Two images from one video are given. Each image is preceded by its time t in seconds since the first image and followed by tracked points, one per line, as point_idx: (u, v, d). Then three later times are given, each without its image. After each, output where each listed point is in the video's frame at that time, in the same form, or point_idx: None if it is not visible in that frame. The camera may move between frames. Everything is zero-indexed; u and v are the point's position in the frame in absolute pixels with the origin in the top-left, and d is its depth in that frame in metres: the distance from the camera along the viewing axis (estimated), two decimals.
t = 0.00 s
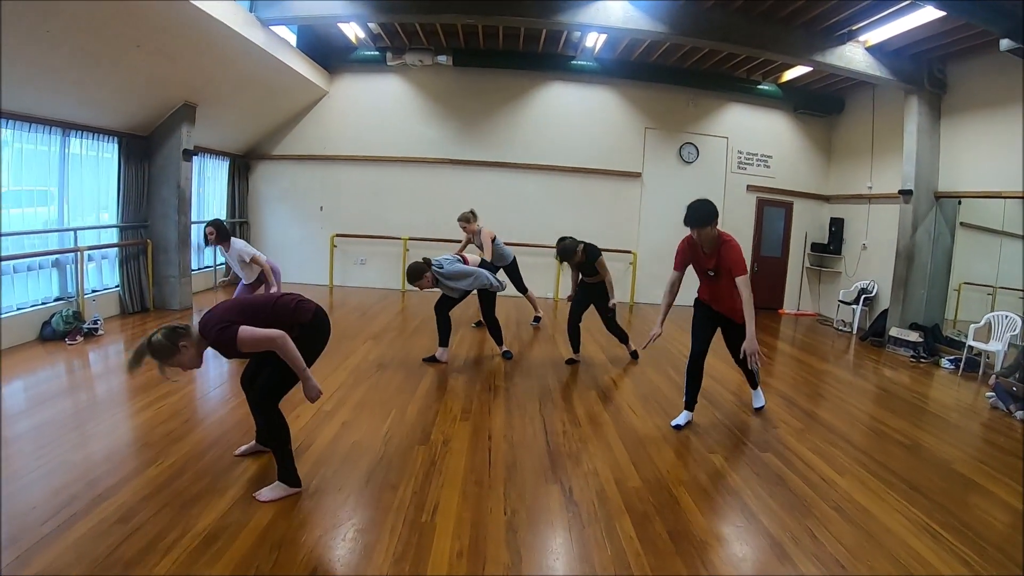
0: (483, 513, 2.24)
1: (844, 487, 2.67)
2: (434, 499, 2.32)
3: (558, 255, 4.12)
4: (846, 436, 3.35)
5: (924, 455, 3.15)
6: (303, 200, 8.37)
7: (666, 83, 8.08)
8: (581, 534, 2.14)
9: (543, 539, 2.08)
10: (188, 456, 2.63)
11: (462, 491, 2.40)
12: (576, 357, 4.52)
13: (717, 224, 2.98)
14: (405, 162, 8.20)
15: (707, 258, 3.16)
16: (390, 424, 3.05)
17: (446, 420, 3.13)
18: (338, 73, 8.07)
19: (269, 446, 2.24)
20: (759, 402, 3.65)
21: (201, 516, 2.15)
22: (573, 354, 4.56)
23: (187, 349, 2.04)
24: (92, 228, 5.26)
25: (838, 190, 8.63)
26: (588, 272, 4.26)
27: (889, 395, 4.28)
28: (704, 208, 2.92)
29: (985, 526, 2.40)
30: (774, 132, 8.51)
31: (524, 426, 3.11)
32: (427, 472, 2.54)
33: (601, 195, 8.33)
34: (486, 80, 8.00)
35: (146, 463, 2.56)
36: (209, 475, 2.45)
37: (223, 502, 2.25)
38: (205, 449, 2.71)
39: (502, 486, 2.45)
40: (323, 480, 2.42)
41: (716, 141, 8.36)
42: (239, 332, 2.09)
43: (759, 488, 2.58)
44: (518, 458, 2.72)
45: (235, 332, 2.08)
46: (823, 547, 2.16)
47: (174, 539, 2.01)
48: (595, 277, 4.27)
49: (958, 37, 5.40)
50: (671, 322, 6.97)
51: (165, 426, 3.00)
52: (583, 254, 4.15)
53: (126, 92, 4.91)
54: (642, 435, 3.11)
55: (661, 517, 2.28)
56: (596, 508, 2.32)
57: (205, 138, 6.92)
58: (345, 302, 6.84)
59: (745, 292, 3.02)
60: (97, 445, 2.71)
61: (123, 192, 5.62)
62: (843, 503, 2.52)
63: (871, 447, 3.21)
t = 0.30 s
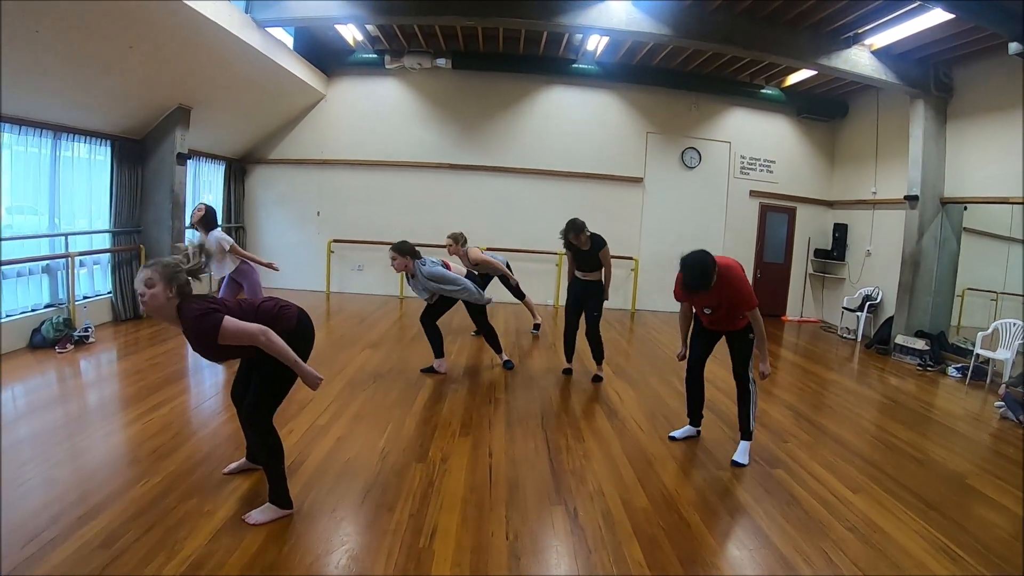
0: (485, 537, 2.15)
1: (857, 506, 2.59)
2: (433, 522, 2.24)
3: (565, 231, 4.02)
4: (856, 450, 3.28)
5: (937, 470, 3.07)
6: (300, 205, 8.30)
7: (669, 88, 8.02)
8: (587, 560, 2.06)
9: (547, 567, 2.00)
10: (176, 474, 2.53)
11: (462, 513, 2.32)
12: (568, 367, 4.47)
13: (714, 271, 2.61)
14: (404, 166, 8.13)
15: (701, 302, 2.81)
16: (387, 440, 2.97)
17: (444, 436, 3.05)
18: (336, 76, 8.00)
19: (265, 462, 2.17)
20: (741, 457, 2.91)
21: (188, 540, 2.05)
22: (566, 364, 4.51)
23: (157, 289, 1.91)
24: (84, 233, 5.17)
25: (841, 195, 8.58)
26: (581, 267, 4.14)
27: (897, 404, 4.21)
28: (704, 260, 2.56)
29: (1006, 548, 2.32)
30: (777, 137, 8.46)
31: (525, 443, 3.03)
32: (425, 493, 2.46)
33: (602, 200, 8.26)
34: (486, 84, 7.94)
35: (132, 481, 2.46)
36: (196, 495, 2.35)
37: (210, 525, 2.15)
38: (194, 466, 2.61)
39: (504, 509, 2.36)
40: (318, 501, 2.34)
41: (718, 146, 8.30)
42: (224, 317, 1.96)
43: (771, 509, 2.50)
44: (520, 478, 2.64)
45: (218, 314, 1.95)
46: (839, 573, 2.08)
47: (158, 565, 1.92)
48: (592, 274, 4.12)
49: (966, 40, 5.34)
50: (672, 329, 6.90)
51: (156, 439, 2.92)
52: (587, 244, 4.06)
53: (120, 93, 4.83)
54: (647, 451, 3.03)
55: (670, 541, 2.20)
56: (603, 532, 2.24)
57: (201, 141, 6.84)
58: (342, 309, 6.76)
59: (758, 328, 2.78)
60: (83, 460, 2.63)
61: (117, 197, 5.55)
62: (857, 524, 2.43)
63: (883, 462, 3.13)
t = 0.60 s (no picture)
0: (486, 560, 2.08)
1: (870, 523, 2.53)
2: (431, 543, 2.17)
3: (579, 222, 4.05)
4: (864, 462, 3.22)
5: (949, 482, 3.01)
6: (296, 210, 8.24)
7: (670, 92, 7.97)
8: None
9: None
10: (164, 490, 2.46)
11: (462, 533, 2.25)
12: (566, 376, 4.44)
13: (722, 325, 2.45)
14: (403, 170, 8.07)
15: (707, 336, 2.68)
16: (382, 455, 2.90)
17: (443, 451, 2.99)
18: (334, 79, 7.95)
19: (258, 481, 2.11)
20: (746, 471, 2.86)
21: (174, 562, 1.98)
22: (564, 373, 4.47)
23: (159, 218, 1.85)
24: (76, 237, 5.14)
25: (843, 201, 8.55)
26: (581, 266, 4.09)
27: (903, 413, 4.15)
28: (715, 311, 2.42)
29: None
30: (779, 142, 8.42)
31: (525, 458, 2.97)
32: (423, 512, 2.39)
33: (603, 205, 8.21)
34: (485, 88, 7.89)
35: (119, 498, 2.39)
36: (184, 514, 2.29)
37: (198, 546, 2.09)
38: (183, 482, 2.54)
39: (505, 529, 2.30)
40: (312, 521, 2.28)
41: (719, 151, 8.26)
42: (207, 272, 1.82)
43: (781, 527, 2.44)
44: (521, 496, 2.58)
45: (201, 267, 1.82)
46: None
47: None
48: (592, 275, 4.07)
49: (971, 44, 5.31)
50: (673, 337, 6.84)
51: (145, 452, 2.85)
52: (593, 243, 4.09)
53: (116, 95, 4.78)
54: (652, 465, 2.97)
55: (680, 563, 2.13)
56: (608, 553, 2.17)
57: (196, 144, 6.78)
58: (339, 316, 6.69)
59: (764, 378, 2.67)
60: (71, 474, 2.56)
61: (111, 201, 5.50)
62: (870, 542, 2.37)
63: (893, 474, 3.07)
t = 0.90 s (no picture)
0: (486, 571, 2.05)
1: (876, 530, 2.50)
2: (430, 553, 2.13)
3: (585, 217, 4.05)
4: (868, 466, 3.19)
5: (954, 486, 2.99)
6: (294, 211, 8.21)
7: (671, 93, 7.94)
8: None
9: None
10: (156, 498, 2.42)
11: (462, 544, 2.21)
12: (567, 379, 4.41)
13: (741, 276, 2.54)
14: (402, 172, 8.03)
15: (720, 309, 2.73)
16: (380, 462, 2.86)
17: (442, 458, 2.95)
18: (332, 80, 7.92)
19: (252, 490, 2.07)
20: (750, 478, 2.83)
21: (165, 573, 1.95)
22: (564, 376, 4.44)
23: (181, 179, 1.91)
24: (70, 238, 5.12)
25: (845, 202, 8.52)
26: (581, 266, 4.06)
27: (907, 416, 4.13)
28: (731, 254, 2.52)
29: None
30: (780, 143, 8.39)
31: (525, 465, 2.93)
32: (421, 521, 2.35)
33: (603, 207, 8.18)
34: (485, 88, 7.86)
35: (110, 506, 2.35)
36: (176, 524, 2.24)
37: (188, 557, 2.04)
38: (175, 490, 2.51)
39: (506, 539, 2.26)
40: (307, 530, 2.24)
41: (720, 152, 8.23)
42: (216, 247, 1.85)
43: (786, 535, 2.40)
44: (523, 505, 2.54)
45: (214, 241, 1.84)
46: None
47: None
48: (594, 276, 4.04)
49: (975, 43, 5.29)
50: (674, 340, 6.80)
51: (138, 457, 2.81)
52: (596, 243, 4.07)
53: (114, 94, 4.75)
54: (654, 472, 2.93)
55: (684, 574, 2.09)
56: (611, 564, 2.13)
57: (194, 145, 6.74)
58: (337, 319, 6.65)
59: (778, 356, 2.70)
60: (61, 480, 2.52)
61: (106, 203, 5.49)
62: (877, 550, 2.34)
63: (898, 479, 3.04)
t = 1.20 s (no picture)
0: None
1: (879, 531, 2.48)
2: (431, 559, 2.12)
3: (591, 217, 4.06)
4: (871, 466, 3.17)
5: (957, 485, 2.98)
6: (294, 217, 8.20)
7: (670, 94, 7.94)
8: None
9: None
10: (155, 506, 2.41)
11: (464, 549, 2.19)
12: (568, 382, 4.40)
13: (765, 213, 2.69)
14: (401, 176, 8.03)
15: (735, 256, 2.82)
16: (381, 468, 2.85)
17: (442, 463, 2.94)
18: (330, 85, 7.93)
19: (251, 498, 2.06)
20: (752, 480, 2.82)
21: None
22: (566, 379, 4.43)
23: (205, 179, 1.96)
24: (70, 247, 5.10)
25: (845, 201, 8.51)
26: (585, 269, 4.05)
27: (910, 415, 4.12)
28: (757, 191, 2.66)
29: None
30: (779, 143, 8.39)
31: (526, 469, 2.92)
32: (422, 528, 2.34)
33: (603, 209, 8.17)
34: (483, 92, 7.86)
35: (109, 515, 2.34)
36: (175, 532, 2.23)
37: (187, 566, 2.03)
38: (175, 497, 2.50)
39: (508, 545, 2.24)
40: (308, 537, 2.22)
41: (719, 153, 8.23)
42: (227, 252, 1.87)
43: (789, 538, 2.39)
44: (524, 509, 2.52)
45: (227, 245, 1.87)
46: None
47: None
48: (596, 280, 4.02)
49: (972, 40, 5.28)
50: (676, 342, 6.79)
51: (138, 465, 2.80)
52: (598, 246, 4.06)
53: (112, 102, 4.75)
54: (655, 475, 2.92)
55: None
56: (613, 568, 2.12)
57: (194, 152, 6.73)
58: (338, 324, 6.64)
59: (788, 314, 2.74)
60: (61, 488, 2.51)
61: (105, 211, 5.48)
62: (881, 552, 2.32)
63: (901, 478, 3.03)
